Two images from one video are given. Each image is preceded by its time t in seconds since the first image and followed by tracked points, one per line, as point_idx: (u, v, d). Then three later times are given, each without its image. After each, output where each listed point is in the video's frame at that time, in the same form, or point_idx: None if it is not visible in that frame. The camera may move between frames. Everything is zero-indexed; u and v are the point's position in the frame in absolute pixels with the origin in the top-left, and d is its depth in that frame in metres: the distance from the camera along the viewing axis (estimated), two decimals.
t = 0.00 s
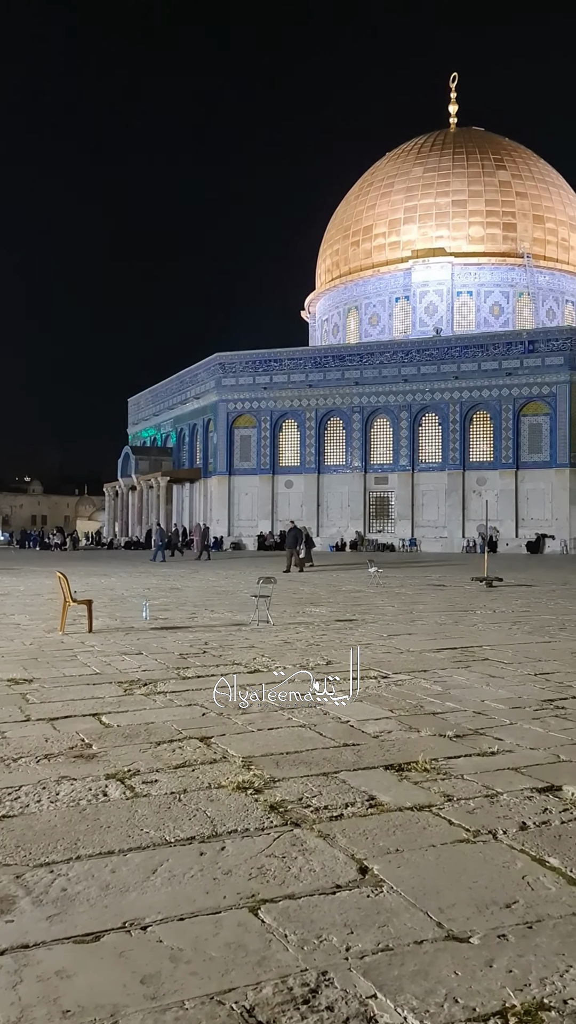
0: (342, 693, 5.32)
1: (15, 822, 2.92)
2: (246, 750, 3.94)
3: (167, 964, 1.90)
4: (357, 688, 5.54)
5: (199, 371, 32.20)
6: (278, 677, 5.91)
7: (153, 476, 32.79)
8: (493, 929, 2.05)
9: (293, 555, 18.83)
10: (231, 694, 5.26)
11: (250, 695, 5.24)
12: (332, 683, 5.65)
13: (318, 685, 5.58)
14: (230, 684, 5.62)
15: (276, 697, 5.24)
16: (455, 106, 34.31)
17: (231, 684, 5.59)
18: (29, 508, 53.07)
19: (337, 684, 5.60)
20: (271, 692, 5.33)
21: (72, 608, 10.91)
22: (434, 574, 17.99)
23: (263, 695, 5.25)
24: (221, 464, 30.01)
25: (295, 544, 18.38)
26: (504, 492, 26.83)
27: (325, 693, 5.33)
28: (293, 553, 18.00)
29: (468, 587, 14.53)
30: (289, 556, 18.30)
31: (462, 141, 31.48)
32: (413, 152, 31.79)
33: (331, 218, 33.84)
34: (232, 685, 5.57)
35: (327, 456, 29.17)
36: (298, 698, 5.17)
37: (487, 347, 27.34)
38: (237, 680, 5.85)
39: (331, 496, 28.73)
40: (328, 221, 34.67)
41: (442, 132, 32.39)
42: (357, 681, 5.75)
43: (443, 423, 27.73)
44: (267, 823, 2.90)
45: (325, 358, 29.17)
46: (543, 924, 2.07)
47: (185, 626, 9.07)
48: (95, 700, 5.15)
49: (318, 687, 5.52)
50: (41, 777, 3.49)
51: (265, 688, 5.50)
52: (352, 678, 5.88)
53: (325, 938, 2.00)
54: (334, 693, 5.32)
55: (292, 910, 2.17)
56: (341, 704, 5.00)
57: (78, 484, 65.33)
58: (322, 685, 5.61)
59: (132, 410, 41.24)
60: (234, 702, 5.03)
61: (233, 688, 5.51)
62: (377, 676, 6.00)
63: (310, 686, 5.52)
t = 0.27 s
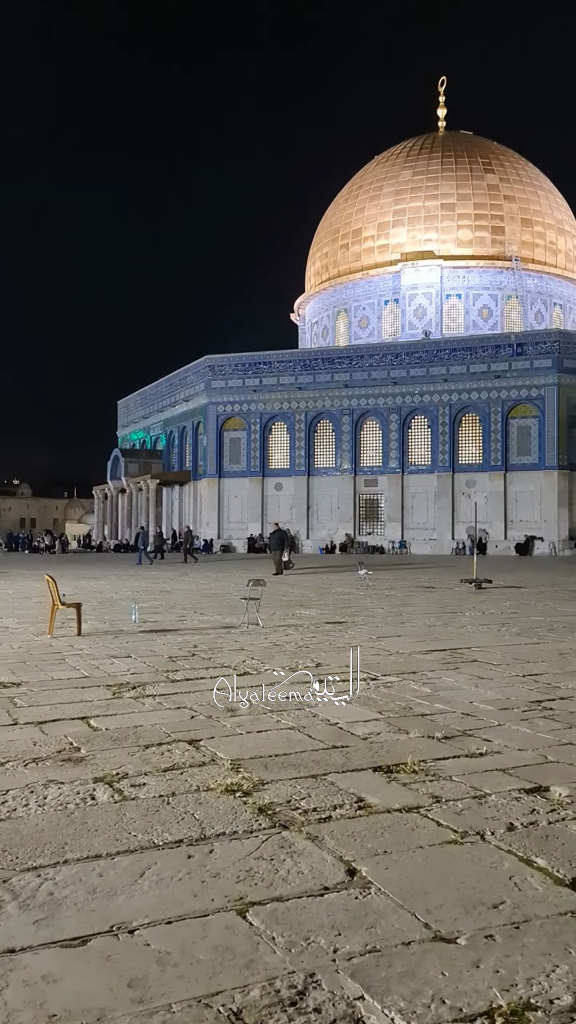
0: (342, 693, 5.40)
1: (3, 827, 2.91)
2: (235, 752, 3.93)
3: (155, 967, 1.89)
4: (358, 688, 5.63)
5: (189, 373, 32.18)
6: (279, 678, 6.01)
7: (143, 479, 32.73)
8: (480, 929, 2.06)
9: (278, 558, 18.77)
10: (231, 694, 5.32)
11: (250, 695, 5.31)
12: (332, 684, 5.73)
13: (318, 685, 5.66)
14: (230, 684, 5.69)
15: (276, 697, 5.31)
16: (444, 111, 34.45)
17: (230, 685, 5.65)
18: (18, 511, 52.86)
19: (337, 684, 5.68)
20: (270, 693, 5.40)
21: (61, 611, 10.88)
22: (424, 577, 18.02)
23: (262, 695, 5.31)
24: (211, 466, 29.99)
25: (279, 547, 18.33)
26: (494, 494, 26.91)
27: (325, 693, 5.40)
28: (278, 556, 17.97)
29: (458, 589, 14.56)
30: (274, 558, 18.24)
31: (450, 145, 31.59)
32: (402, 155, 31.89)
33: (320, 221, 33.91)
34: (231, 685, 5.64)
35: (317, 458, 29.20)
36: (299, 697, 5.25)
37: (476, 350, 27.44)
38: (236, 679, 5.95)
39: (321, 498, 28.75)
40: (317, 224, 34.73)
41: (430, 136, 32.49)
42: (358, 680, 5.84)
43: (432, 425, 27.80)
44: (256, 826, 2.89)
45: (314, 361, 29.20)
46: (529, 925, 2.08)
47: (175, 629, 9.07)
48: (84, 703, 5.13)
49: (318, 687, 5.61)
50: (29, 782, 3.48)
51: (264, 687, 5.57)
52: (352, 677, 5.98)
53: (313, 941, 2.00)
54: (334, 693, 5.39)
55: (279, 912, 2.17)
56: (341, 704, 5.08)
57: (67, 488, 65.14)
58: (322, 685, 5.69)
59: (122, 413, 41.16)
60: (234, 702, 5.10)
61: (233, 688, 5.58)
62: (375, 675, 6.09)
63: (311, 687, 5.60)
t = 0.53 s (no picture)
0: (342, 693, 5.44)
1: None
2: (225, 754, 3.93)
3: (142, 969, 1.89)
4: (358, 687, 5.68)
5: (179, 375, 32.14)
6: (278, 677, 6.09)
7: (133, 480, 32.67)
8: (468, 930, 2.06)
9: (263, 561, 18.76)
10: (231, 695, 5.37)
11: (249, 696, 5.35)
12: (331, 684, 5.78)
13: (318, 685, 5.72)
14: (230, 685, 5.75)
15: (275, 697, 5.36)
16: (433, 113, 34.56)
17: (230, 685, 5.70)
18: (8, 513, 52.65)
19: (336, 685, 5.74)
20: (270, 692, 5.45)
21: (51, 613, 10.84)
22: (414, 578, 18.05)
23: (261, 695, 5.35)
24: (202, 468, 29.95)
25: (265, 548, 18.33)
26: (484, 496, 26.98)
27: (325, 693, 5.45)
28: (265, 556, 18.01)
29: (448, 590, 14.59)
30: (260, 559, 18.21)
31: (440, 147, 31.68)
32: (392, 157, 31.96)
33: (311, 223, 33.96)
34: (231, 686, 5.69)
35: (308, 460, 29.21)
36: (300, 697, 5.31)
37: (465, 352, 27.51)
38: (236, 679, 6.02)
39: (312, 500, 28.76)
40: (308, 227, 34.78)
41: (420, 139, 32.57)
42: (357, 680, 5.91)
43: (423, 427, 27.85)
44: (245, 828, 2.89)
45: (305, 363, 29.21)
46: (517, 925, 2.08)
47: (165, 631, 9.05)
48: (73, 705, 5.11)
49: (318, 687, 5.67)
50: (18, 784, 3.47)
51: (265, 688, 5.63)
52: (352, 677, 6.04)
53: (302, 942, 2.00)
54: (334, 693, 5.44)
55: (267, 914, 2.17)
56: (342, 703, 5.12)
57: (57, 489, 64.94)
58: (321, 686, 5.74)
59: (112, 415, 41.09)
60: (235, 702, 5.15)
61: (233, 688, 5.64)
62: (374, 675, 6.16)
63: (312, 687, 5.66)
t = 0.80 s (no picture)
0: (342, 694, 5.48)
1: None
2: (214, 756, 3.93)
3: (129, 971, 1.89)
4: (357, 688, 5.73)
5: (170, 376, 32.10)
6: (278, 678, 6.15)
7: (124, 482, 32.59)
8: (454, 930, 2.06)
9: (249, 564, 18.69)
10: (231, 694, 5.41)
11: (250, 696, 5.40)
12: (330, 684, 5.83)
13: (318, 685, 5.77)
14: (230, 685, 5.79)
15: (275, 697, 5.41)
16: (424, 116, 34.65)
17: (231, 685, 5.75)
18: None
19: (336, 685, 5.78)
20: (269, 693, 5.50)
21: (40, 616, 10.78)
22: (406, 580, 18.07)
23: (261, 695, 5.40)
24: (193, 470, 29.91)
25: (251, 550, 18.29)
26: (474, 498, 27.05)
27: (324, 693, 5.49)
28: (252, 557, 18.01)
29: (438, 591, 14.61)
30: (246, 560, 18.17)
31: (430, 150, 31.78)
32: (383, 160, 32.04)
33: (302, 225, 34.01)
34: (232, 686, 5.74)
35: (299, 462, 29.21)
36: (300, 697, 5.36)
37: (456, 354, 27.58)
38: (237, 679, 6.09)
39: (303, 501, 28.78)
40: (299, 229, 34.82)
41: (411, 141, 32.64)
42: (356, 680, 5.97)
43: (413, 430, 27.90)
44: (232, 829, 2.89)
45: (296, 364, 29.21)
46: (504, 925, 2.09)
47: (155, 633, 9.04)
48: (62, 707, 5.10)
49: (319, 687, 5.72)
50: (5, 786, 3.46)
51: (265, 688, 5.70)
52: (352, 678, 6.10)
53: (288, 943, 2.00)
54: (334, 693, 5.47)
55: (255, 915, 2.17)
56: (342, 704, 5.16)
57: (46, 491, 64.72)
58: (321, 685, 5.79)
59: (103, 416, 41.01)
60: (235, 702, 5.18)
61: (233, 688, 5.69)
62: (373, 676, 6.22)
63: (311, 687, 5.71)
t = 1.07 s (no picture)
0: (342, 693, 5.52)
1: None
2: (203, 757, 3.93)
3: (116, 974, 1.88)
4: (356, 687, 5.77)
5: (160, 378, 32.06)
6: (277, 678, 6.20)
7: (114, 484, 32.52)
8: (442, 931, 2.07)
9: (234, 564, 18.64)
10: (230, 695, 5.43)
11: (250, 695, 5.43)
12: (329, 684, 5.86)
13: (318, 685, 5.80)
14: (230, 685, 5.82)
15: (275, 697, 5.46)
16: (413, 118, 34.73)
17: (230, 686, 5.78)
18: None
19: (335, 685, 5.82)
20: (268, 693, 5.54)
21: (30, 618, 10.74)
22: (397, 581, 18.09)
23: (262, 695, 5.46)
24: (183, 471, 29.87)
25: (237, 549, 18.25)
26: (464, 499, 27.13)
27: (324, 693, 5.52)
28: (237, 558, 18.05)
29: (428, 592, 14.65)
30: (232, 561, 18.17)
31: (420, 152, 31.85)
32: (373, 162, 32.11)
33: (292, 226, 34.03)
34: (233, 686, 5.77)
35: (289, 463, 29.22)
36: (301, 697, 5.39)
37: (446, 356, 27.64)
38: (237, 679, 6.14)
39: (294, 503, 28.79)
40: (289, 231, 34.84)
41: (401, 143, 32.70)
42: (354, 680, 6.02)
43: (404, 431, 27.96)
44: (221, 830, 2.89)
45: (287, 365, 29.22)
46: (491, 925, 2.09)
47: (145, 634, 9.02)
48: (51, 710, 5.08)
49: (318, 687, 5.75)
50: None
51: (265, 688, 5.76)
52: (352, 678, 6.15)
53: (276, 944, 2.00)
54: (333, 693, 5.50)
55: (243, 916, 2.17)
56: (343, 704, 5.19)
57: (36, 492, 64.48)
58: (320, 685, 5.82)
59: (93, 418, 40.91)
60: (234, 702, 5.21)
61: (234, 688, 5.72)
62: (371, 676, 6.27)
63: (311, 687, 5.74)
